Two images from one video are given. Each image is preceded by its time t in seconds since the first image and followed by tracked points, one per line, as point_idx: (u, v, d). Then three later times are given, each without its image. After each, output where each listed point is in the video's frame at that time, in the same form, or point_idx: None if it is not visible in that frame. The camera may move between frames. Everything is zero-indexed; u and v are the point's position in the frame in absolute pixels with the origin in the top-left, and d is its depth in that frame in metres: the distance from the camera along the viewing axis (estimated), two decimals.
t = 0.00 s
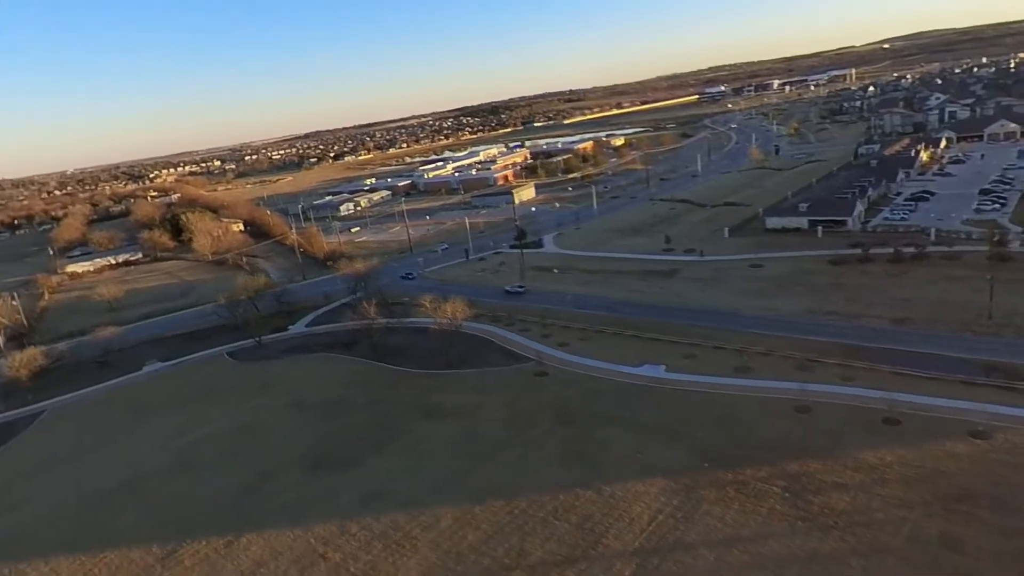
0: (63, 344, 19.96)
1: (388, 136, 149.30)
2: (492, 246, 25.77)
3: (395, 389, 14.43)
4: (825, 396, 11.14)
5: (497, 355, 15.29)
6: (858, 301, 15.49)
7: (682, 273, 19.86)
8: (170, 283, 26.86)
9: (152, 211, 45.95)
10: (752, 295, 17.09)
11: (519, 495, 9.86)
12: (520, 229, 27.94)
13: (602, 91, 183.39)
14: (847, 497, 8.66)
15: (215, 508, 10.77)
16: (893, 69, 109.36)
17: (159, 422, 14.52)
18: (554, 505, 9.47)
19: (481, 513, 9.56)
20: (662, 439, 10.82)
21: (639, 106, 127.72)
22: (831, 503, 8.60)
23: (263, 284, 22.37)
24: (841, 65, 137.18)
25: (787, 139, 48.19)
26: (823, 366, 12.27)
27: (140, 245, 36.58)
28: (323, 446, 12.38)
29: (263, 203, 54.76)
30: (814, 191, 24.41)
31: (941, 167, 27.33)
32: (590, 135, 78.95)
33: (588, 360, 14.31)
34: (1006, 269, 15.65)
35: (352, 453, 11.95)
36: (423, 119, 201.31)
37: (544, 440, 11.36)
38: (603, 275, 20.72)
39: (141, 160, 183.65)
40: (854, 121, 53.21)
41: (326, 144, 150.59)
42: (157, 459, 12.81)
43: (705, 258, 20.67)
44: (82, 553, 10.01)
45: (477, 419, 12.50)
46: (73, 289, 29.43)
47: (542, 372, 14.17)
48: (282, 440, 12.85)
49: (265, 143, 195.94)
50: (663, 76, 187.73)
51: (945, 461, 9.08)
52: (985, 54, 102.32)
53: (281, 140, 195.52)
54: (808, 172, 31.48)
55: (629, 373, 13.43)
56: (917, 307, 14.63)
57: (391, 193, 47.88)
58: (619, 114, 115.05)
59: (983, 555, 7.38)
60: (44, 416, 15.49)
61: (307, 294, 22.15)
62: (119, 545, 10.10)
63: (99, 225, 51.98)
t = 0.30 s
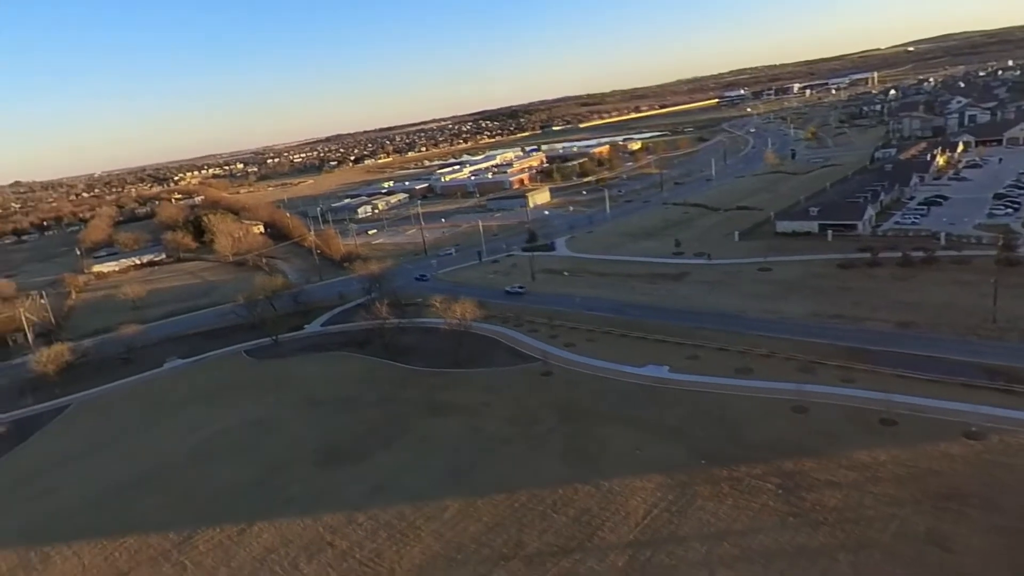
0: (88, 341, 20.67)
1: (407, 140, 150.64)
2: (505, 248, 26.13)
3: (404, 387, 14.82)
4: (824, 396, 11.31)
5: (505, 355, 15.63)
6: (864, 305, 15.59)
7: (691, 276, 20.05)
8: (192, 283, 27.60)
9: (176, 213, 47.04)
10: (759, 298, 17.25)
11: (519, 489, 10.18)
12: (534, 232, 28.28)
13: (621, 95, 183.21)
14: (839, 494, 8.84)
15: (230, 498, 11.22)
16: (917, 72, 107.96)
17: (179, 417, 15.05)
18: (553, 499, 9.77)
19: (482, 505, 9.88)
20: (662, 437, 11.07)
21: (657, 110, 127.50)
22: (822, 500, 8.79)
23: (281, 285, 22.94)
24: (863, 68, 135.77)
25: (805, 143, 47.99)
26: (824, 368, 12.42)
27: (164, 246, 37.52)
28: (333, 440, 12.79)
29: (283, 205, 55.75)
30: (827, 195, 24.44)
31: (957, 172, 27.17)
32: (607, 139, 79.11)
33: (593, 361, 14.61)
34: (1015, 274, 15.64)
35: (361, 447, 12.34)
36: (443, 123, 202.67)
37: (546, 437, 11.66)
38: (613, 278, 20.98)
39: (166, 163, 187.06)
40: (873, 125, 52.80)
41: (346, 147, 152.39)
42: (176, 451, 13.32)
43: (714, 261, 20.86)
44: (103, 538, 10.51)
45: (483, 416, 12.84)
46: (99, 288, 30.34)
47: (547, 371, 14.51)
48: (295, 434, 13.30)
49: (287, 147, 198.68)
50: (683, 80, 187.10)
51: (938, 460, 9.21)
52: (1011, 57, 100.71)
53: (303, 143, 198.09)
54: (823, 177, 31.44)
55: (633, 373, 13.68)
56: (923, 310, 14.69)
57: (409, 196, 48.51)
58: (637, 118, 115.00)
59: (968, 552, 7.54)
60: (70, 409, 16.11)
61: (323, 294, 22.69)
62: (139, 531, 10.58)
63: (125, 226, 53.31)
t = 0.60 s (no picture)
0: (109, 337, 21.31)
1: (425, 141, 151.65)
2: (516, 250, 26.48)
3: (411, 384, 15.19)
4: (819, 397, 11.49)
5: (511, 354, 15.95)
6: (868, 307, 15.68)
7: (699, 278, 20.21)
8: (210, 282, 28.28)
9: (197, 213, 47.99)
10: (764, 301, 17.40)
11: (517, 482, 10.50)
12: (545, 234, 28.58)
13: (639, 98, 182.81)
14: (827, 490, 9.04)
15: (241, 487, 11.65)
16: (939, 75, 106.68)
17: (194, 410, 15.56)
18: (549, 492, 10.07)
19: (481, 497, 10.21)
20: (659, 434, 11.31)
21: (675, 112, 127.18)
22: (810, 496, 8.99)
23: (296, 284, 23.46)
24: (885, 71, 134.30)
25: (821, 146, 47.78)
26: (822, 369, 12.59)
27: (184, 246, 38.38)
28: (342, 434, 13.19)
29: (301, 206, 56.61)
30: (837, 199, 24.44)
31: (971, 176, 27.01)
32: (624, 141, 79.14)
33: (596, 360, 14.89)
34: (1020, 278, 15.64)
35: (367, 441, 12.72)
36: (461, 125, 203.72)
37: (546, 433, 11.96)
38: (621, 279, 21.22)
39: (189, 164, 189.98)
40: (892, 128, 52.38)
41: (365, 149, 153.83)
42: (191, 443, 13.81)
43: (722, 264, 21.01)
44: (120, 524, 10.98)
45: (486, 412, 13.17)
46: (121, 286, 31.15)
47: (550, 370, 14.81)
48: (305, 428, 13.73)
49: (307, 148, 200.84)
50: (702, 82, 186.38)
51: (927, 460, 9.37)
52: None
53: (323, 145, 200.36)
54: (836, 180, 31.39)
55: (634, 373, 13.93)
56: (926, 313, 14.74)
57: (425, 198, 49.09)
58: (655, 120, 114.86)
59: (950, 548, 7.71)
60: (91, 402, 16.71)
61: (336, 293, 23.17)
62: (154, 517, 11.04)
63: (148, 226, 54.42)
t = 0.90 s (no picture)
0: (127, 335, 21.90)
1: (441, 144, 152.44)
2: (525, 252, 26.77)
3: (416, 382, 15.53)
4: (813, 397, 11.66)
5: (514, 353, 16.24)
6: (869, 310, 15.78)
7: (704, 280, 20.35)
8: (226, 282, 28.91)
9: (215, 214, 48.83)
10: (767, 303, 17.54)
11: (514, 477, 10.79)
12: (554, 237, 28.83)
13: (656, 100, 182.39)
14: (815, 488, 9.23)
15: (248, 480, 12.05)
16: (960, 77, 105.40)
17: (206, 407, 16.02)
18: (544, 487, 10.35)
19: (479, 491, 10.52)
20: (654, 431, 11.54)
21: (690, 115, 126.84)
22: (798, 493, 9.19)
23: (308, 284, 23.93)
24: (905, 73, 132.87)
25: (835, 148, 47.59)
26: (819, 370, 12.75)
27: (202, 246, 39.15)
28: (347, 431, 13.55)
29: (317, 208, 57.41)
30: (845, 201, 24.43)
31: (983, 179, 26.85)
32: (638, 144, 79.16)
33: (597, 360, 15.14)
34: None
35: (372, 438, 13.07)
36: (477, 127, 204.51)
37: (546, 430, 12.24)
38: (627, 281, 21.44)
39: (208, 166, 192.41)
40: (908, 131, 51.97)
41: (382, 151, 154.91)
42: (203, 437, 14.26)
43: (727, 266, 21.14)
44: (132, 513, 11.42)
45: (487, 410, 13.48)
46: (140, 285, 31.89)
47: (552, 369, 15.08)
48: (312, 424, 14.13)
49: (325, 151, 202.69)
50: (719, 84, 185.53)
51: (915, 458, 9.53)
52: None
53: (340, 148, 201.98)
54: (847, 183, 31.32)
55: (635, 373, 14.16)
56: (927, 315, 14.81)
57: (438, 200, 49.56)
58: (670, 123, 114.63)
59: (931, 544, 7.88)
60: (108, 398, 17.24)
61: (347, 293, 23.62)
62: (165, 507, 11.46)
63: (167, 227, 55.41)
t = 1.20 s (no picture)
0: (142, 332, 22.47)
1: (457, 146, 153.22)
2: (533, 253, 27.04)
3: (419, 380, 15.84)
4: (806, 398, 11.80)
5: (516, 353, 16.51)
6: (869, 313, 15.86)
7: (708, 283, 20.47)
8: (240, 281, 29.49)
9: (232, 215, 49.62)
10: (769, 305, 17.65)
11: (509, 472, 11.06)
12: (563, 239, 29.05)
13: (672, 102, 181.81)
14: (800, 486, 9.39)
15: (253, 472, 12.43)
16: (981, 79, 104.03)
17: (217, 402, 16.48)
18: (538, 483, 10.60)
19: (474, 485, 10.79)
20: (648, 429, 11.75)
21: (706, 117, 126.29)
22: (784, 490, 9.36)
23: (319, 284, 24.37)
24: (925, 75, 131.38)
25: (849, 152, 47.32)
26: (814, 371, 12.88)
27: (218, 246, 39.87)
28: (350, 426, 13.89)
29: (332, 209, 58.02)
30: (853, 205, 24.41)
31: (994, 183, 26.66)
32: (652, 146, 79.05)
33: (597, 360, 15.37)
34: None
35: (374, 433, 13.39)
36: (493, 129, 205.19)
37: (543, 427, 12.49)
38: (632, 283, 21.63)
39: (227, 167, 194.73)
40: (924, 134, 51.53)
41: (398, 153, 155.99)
42: (213, 430, 14.69)
43: (732, 269, 21.24)
44: (142, 502, 11.84)
45: (486, 407, 13.75)
46: (157, 284, 32.59)
47: (552, 369, 15.33)
48: (318, 419, 14.50)
49: (342, 152, 204.42)
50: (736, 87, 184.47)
51: (902, 458, 9.66)
52: None
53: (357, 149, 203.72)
54: (858, 187, 31.23)
55: (633, 372, 14.37)
56: (926, 318, 14.86)
57: (451, 202, 49.96)
58: (686, 125, 114.30)
59: (910, 542, 8.03)
60: (123, 392, 17.75)
61: (357, 293, 24.04)
62: (173, 497, 11.88)
63: (186, 227, 56.31)
